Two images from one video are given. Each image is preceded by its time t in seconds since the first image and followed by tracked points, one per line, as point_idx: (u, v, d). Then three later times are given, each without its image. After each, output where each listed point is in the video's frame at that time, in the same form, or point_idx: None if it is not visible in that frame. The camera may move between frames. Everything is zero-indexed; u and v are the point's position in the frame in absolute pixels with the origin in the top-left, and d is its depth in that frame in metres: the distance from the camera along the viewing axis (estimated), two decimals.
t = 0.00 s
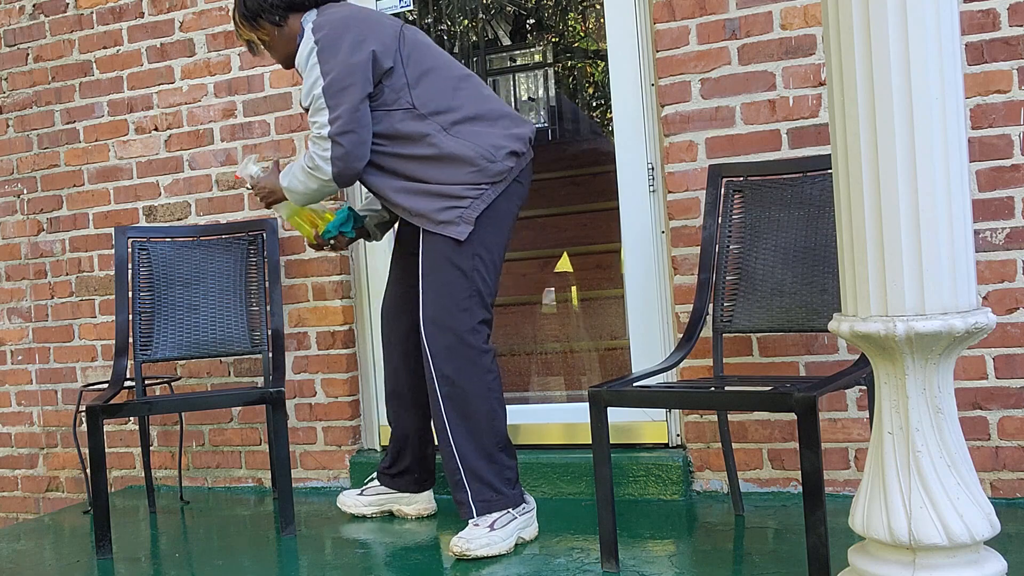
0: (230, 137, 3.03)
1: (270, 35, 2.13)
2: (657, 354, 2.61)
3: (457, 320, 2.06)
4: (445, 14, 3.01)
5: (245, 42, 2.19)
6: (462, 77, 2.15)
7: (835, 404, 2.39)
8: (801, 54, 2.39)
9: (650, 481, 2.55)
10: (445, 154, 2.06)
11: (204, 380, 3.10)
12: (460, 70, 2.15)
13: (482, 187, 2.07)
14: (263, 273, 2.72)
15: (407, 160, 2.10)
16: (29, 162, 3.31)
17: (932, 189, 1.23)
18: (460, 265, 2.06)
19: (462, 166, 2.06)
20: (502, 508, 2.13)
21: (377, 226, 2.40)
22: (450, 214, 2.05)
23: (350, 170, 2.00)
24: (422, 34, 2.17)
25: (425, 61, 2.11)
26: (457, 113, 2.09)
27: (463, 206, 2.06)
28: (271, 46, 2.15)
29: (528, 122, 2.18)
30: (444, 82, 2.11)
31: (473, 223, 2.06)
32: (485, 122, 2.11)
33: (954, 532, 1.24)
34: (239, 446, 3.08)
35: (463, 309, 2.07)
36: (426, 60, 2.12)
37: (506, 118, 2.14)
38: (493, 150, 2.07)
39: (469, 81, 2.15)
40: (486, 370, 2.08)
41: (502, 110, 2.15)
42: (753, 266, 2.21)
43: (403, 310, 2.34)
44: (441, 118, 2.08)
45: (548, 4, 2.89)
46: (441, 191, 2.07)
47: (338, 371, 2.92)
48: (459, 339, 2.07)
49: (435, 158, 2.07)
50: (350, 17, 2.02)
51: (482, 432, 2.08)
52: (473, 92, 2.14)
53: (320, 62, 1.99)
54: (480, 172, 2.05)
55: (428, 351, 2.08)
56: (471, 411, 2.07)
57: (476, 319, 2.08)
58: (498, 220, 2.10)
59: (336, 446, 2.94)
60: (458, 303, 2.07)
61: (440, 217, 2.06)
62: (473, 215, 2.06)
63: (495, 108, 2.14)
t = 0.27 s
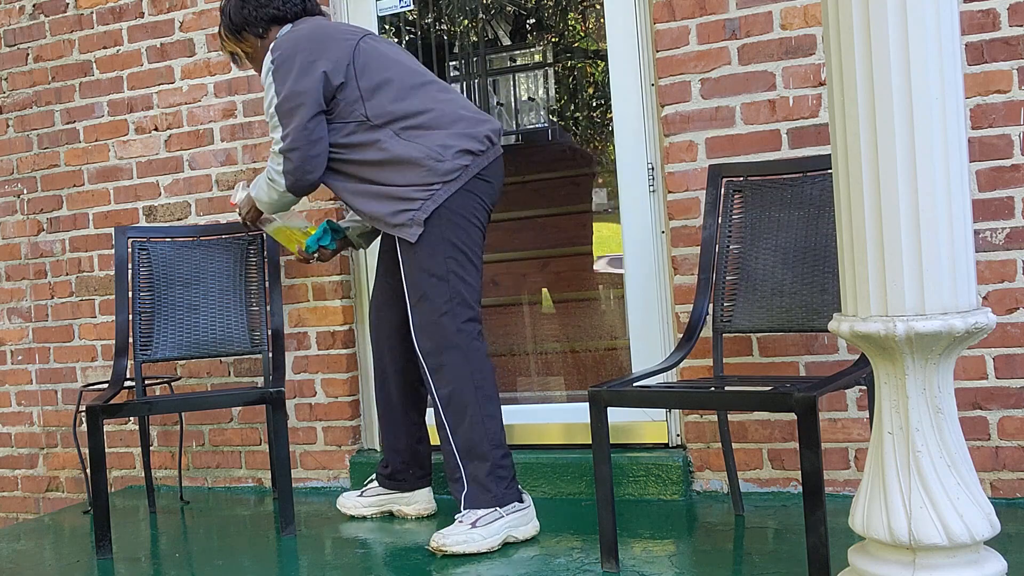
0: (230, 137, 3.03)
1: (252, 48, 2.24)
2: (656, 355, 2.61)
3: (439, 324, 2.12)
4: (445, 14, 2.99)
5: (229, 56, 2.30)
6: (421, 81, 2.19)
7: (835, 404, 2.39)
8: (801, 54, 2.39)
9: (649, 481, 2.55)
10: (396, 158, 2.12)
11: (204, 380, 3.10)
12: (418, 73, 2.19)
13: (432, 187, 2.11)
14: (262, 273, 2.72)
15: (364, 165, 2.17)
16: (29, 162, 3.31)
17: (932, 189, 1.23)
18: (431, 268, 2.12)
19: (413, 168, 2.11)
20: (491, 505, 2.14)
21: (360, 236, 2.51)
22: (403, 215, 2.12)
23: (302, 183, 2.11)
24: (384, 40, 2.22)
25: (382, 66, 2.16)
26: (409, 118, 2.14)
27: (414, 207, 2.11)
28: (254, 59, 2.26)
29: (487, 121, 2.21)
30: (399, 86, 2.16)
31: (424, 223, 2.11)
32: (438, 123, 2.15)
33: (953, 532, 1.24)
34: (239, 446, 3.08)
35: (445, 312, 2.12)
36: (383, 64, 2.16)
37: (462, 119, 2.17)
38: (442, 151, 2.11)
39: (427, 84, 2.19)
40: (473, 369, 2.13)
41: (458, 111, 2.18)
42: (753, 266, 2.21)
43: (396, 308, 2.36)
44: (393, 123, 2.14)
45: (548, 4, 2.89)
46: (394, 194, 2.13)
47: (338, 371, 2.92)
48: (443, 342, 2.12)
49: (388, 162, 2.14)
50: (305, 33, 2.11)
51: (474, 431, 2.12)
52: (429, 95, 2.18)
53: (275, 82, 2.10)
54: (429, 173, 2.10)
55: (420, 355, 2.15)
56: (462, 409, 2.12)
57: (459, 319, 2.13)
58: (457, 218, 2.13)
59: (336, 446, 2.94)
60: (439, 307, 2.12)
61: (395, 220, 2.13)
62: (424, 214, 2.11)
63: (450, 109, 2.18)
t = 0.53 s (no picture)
0: (230, 137, 3.03)
1: (244, 64, 2.30)
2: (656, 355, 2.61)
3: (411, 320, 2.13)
4: (445, 14, 3.01)
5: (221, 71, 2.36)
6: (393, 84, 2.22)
7: (835, 404, 2.39)
8: (801, 54, 2.39)
9: (650, 481, 2.55)
10: (367, 160, 2.15)
11: (204, 380, 3.10)
12: (391, 77, 2.22)
13: (402, 186, 2.12)
14: (262, 273, 2.72)
15: (338, 169, 2.21)
16: (29, 162, 3.31)
17: (932, 189, 1.23)
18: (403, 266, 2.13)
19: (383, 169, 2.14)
20: (474, 497, 2.14)
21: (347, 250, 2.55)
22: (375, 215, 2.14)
23: (276, 191, 2.17)
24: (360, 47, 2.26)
25: (354, 72, 2.19)
26: (379, 120, 2.17)
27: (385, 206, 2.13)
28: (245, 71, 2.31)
29: (460, 121, 2.22)
30: (371, 90, 2.19)
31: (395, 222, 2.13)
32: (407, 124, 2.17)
33: (953, 532, 1.24)
34: (239, 446, 3.08)
35: (417, 309, 2.13)
36: (356, 70, 2.20)
37: (433, 119, 2.19)
38: (410, 150, 2.13)
39: (399, 87, 2.22)
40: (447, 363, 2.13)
41: (428, 113, 2.20)
42: (752, 265, 2.21)
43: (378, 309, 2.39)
44: (365, 126, 2.17)
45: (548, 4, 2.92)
46: (366, 195, 2.16)
47: (338, 371, 2.92)
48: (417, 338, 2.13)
49: (360, 164, 2.17)
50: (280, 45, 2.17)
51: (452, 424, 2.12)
52: (401, 97, 2.20)
53: (252, 95, 2.16)
54: (398, 172, 2.12)
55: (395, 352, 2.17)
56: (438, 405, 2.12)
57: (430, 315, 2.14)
58: (429, 215, 2.14)
59: (336, 446, 2.94)
60: (411, 304, 2.13)
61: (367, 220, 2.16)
62: (395, 213, 2.13)
63: (421, 110, 2.20)
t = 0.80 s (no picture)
0: (230, 137, 3.02)
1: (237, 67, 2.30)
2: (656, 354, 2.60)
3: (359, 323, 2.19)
4: (445, 14, 3.10)
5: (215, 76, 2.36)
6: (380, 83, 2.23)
7: (835, 404, 2.39)
8: (801, 54, 2.39)
9: (650, 480, 2.55)
10: (354, 162, 2.17)
11: (204, 380, 3.10)
12: (377, 77, 2.23)
13: (387, 190, 2.15)
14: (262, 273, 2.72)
15: (324, 171, 2.22)
16: (29, 162, 3.31)
17: (932, 189, 1.23)
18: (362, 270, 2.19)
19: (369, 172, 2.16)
20: (403, 497, 2.23)
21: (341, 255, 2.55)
22: (360, 219, 2.17)
23: (271, 192, 2.18)
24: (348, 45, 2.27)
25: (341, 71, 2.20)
26: (367, 122, 2.18)
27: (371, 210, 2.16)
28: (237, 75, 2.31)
29: (446, 122, 2.25)
30: (357, 91, 2.20)
31: (381, 226, 2.16)
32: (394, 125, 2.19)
33: (953, 532, 1.24)
34: (239, 446, 3.08)
35: (364, 311, 2.19)
36: (344, 69, 2.21)
37: (420, 121, 2.21)
38: (396, 154, 2.15)
39: (386, 87, 2.23)
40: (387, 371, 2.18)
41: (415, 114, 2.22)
42: (752, 265, 2.21)
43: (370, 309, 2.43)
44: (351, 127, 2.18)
45: (547, 7, 3.26)
46: (353, 198, 2.19)
47: (338, 371, 2.92)
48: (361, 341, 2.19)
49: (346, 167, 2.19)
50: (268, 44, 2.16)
51: (388, 429, 2.19)
52: (388, 98, 2.22)
53: (243, 96, 2.17)
54: (384, 176, 2.15)
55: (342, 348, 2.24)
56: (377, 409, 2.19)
57: (378, 321, 2.18)
58: (412, 218, 2.17)
59: (336, 446, 2.94)
60: (361, 308, 2.19)
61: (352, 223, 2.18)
62: (381, 216, 2.15)
63: (407, 111, 2.22)
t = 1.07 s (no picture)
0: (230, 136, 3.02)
1: (223, 67, 2.29)
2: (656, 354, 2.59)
3: (349, 327, 2.21)
4: (445, 14, 3.11)
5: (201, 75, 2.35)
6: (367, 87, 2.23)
7: (836, 404, 2.39)
8: (801, 54, 2.39)
9: (650, 480, 2.55)
10: (342, 169, 2.17)
11: (204, 380, 3.10)
12: (364, 81, 2.23)
13: (376, 196, 2.16)
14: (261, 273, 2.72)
15: (312, 176, 2.23)
16: (29, 162, 3.31)
17: (932, 189, 1.23)
18: (352, 275, 2.20)
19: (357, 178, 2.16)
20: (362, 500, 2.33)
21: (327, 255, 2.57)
22: (348, 225, 2.18)
23: (254, 198, 2.21)
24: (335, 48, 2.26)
25: (328, 76, 2.20)
26: (354, 127, 2.18)
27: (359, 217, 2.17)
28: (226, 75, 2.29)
29: (435, 125, 2.24)
30: (344, 96, 2.19)
31: (370, 232, 2.16)
32: (382, 130, 2.18)
33: (953, 532, 1.24)
34: (239, 446, 3.08)
35: (355, 317, 2.20)
36: (331, 74, 2.21)
37: (408, 125, 2.21)
38: (384, 160, 2.15)
39: (373, 91, 2.23)
40: (371, 381, 2.20)
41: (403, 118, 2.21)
42: (752, 265, 2.21)
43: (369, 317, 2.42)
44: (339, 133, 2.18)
45: (546, 8, 3.30)
46: (341, 204, 2.19)
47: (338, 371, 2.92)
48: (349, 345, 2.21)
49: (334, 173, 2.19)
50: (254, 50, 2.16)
51: (361, 436, 2.23)
52: (375, 102, 2.21)
53: (229, 103, 2.17)
54: (372, 182, 2.15)
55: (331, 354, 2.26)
56: (353, 413, 2.22)
57: (369, 329, 2.20)
58: (403, 223, 2.18)
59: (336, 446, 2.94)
60: (352, 313, 2.21)
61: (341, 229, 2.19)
62: (370, 223, 2.16)
63: (395, 115, 2.21)
